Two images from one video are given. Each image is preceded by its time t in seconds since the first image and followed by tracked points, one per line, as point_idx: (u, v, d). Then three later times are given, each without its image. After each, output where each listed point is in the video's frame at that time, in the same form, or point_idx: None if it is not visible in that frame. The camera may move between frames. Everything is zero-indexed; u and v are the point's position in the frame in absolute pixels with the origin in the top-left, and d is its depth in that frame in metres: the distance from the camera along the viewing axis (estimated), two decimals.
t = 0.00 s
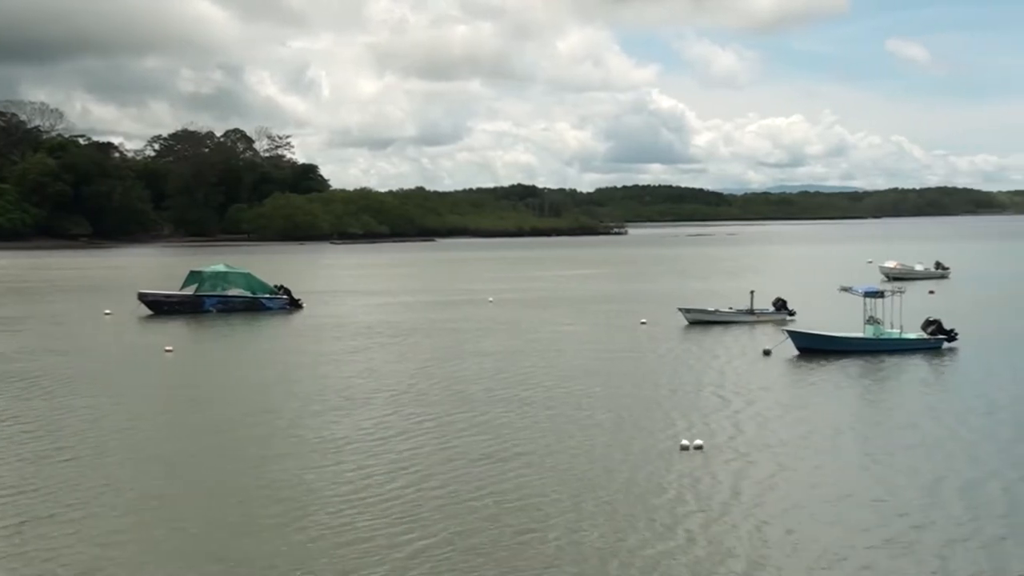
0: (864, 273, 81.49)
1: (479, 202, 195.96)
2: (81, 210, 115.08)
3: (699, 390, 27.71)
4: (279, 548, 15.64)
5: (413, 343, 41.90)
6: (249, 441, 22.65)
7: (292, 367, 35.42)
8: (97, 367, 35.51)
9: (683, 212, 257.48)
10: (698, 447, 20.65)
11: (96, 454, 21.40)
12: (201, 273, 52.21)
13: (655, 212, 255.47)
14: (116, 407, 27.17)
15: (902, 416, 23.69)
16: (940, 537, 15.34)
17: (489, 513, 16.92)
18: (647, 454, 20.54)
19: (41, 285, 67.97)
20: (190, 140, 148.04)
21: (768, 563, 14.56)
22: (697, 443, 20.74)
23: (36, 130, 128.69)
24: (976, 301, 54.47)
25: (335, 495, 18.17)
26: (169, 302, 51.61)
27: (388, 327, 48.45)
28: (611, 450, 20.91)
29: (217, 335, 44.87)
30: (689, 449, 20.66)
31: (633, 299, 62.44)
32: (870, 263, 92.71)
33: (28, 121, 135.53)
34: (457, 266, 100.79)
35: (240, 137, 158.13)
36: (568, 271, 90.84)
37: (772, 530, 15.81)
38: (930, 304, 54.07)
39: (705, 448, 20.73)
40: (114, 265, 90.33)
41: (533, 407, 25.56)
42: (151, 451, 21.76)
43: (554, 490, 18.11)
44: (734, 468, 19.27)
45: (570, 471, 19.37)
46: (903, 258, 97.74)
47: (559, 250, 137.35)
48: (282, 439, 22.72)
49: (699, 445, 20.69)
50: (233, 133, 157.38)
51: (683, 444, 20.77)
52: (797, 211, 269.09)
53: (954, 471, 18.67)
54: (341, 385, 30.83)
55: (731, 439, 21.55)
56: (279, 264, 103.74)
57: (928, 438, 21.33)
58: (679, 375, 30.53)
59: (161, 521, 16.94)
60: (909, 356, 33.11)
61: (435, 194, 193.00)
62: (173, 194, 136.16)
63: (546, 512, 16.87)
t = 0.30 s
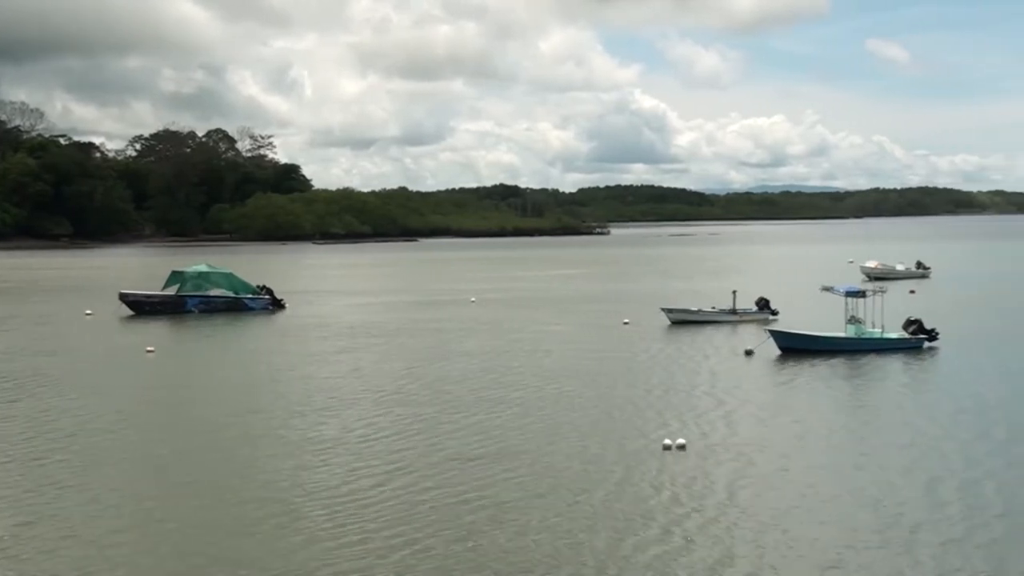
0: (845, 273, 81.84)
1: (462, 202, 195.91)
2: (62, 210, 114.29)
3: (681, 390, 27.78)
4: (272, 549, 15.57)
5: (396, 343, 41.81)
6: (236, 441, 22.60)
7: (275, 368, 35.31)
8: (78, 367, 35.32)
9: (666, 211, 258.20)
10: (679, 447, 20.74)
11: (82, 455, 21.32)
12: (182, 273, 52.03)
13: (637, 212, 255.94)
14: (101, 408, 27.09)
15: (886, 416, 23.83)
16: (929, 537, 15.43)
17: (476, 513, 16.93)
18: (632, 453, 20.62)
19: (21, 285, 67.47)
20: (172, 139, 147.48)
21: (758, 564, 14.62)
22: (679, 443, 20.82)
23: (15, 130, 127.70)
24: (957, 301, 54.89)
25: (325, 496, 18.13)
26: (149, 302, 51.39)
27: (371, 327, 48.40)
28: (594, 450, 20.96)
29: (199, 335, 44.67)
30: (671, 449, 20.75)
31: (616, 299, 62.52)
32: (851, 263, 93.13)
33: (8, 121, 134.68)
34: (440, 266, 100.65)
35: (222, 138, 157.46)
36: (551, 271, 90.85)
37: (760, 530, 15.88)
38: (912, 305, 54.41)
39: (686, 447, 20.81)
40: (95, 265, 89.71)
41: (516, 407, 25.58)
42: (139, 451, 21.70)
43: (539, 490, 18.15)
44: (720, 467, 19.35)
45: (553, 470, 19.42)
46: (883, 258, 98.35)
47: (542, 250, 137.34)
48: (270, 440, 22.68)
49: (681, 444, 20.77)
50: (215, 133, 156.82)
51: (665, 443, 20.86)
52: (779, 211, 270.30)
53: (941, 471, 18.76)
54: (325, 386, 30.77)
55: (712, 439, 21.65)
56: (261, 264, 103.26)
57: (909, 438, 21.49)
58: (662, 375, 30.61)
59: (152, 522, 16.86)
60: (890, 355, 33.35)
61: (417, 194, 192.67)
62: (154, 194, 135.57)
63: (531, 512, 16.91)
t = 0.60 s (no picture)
0: (825, 272, 82.23)
1: (442, 201, 195.82)
2: (41, 210, 113.39)
3: (662, 390, 27.93)
4: (255, 550, 15.57)
5: (377, 343, 41.73)
6: (221, 442, 22.57)
7: (256, 368, 35.21)
8: (58, 368, 35.11)
9: (646, 211, 258.76)
10: (660, 447, 20.90)
11: (67, 456, 21.23)
12: (162, 273, 51.77)
13: (617, 212, 256.33)
14: (83, 409, 27.04)
15: (868, 415, 24.00)
16: (914, 536, 15.53)
17: (460, 513, 17.00)
18: (615, 453, 20.75)
19: None
20: (151, 139, 146.71)
21: (742, 563, 14.71)
22: (659, 442, 20.99)
23: None
24: (935, 300, 55.33)
25: (309, 496, 18.15)
26: (129, 302, 51.08)
27: (353, 327, 48.27)
28: (577, 449, 21.08)
29: (179, 335, 44.45)
30: (652, 448, 20.90)
31: (597, 299, 62.57)
32: (830, 262, 93.57)
33: None
34: (421, 266, 100.42)
35: (202, 137, 156.68)
36: (532, 271, 90.90)
37: (746, 530, 15.95)
38: (891, 304, 54.77)
39: (668, 448, 20.97)
40: (73, 265, 88.98)
41: (499, 407, 25.65)
42: (122, 452, 21.68)
43: (522, 490, 18.25)
44: (703, 467, 19.47)
45: (537, 470, 19.52)
46: (862, 258, 99.00)
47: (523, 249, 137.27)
48: (254, 440, 22.69)
49: (662, 444, 20.91)
50: (195, 133, 156.01)
51: (645, 443, 21.01)
52: (759, 211, 271.36)
53: (924, 470, 18.89)
54: (307, 386, 30.75)
55: (693, 438, 21.81)
56: (242, 264, 102.73)
57: (887, 436, 21.70)
58: (643, 375, 30.75)
59: (138, 523, 16.85)
60: (870, 355, 33.59)
61: (397, 194, 192.25)
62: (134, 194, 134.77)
63: (515, 511, 17.02)
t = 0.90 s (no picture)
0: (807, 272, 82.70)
1: (424, 201, 195.69)
2: (21, 210, 112.72)
3: (644, 390, 28.10)
4: (246, 551, 15.60)
5: (361, 344, 41.72)
6: (208, 443, 22.60)
7: (239, 369, 35.16)
8: (40, 369, 34.98)
9: (628, 211, 259.43)
10: (643, 447, 21.07)
11: (54, 458, 21.25)
12: (144, 274, 51.61)
13: (600, 212, 256.84)
14: (69, 410, 27.00)
15: (854, 414, 24.22)
16: (906, 537, 15.66)
17: (447, 513, 17.10)
18: (604, 453, 20.86)
19: None
20: (132, 139, 146.04)
21: (736, 564, 14.81)
22: (642, 442, 21.15)
23: None
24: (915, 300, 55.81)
25: (297, 497, 18.19)
26: (110, 303, 50.88)
27: (337, 328, 48.21)
28: (561, 449, 21.22)
29: (161, 336, 44.31)
30: (634, 448, 21.06)
31: (580, 299, 62.74)
32: (811, 262, 94.10)
33: None
34: (404, 266, 100.35)
35: (183, 137, 156.10)
36: (515, 271, 91.12)
37: (732, 530, 16.11)
38: (872, 304, 55.18)
39: (656, 448, 21.12)
40: (54, 265, 88.47)
41: (483, 408, 25.75)
42: (109, 453, 21.68)
43: (508, 490, 18.36)
44: (693, 467, 19.61)
45: (522, 470, 19.66)
46: (843, 258, 99.65)
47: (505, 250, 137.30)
48: (240, 441, 22.70)
49: (644, 444, 21.09)
50: (176, 133, 155.36)
51: (628, 443, 21.17)
52: (740, 211, 272.63)
53: (912, 471, 19.07)
54: (292, 386, 30.80)
55: (676, 438, 21.99)
56: (224, 264, 102.44)
57: (867, 436, 21.93)
58: (625, 375, 30.92)
59: (130, 525, 16.88)
60: (852, 354, 33.88)
61: (380, 194, 192.00)
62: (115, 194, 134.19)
63: (501, 511, 17.14)
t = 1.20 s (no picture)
0: (789, 272, 83.11)
1: (407, 202, 195.53)
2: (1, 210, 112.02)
3: (627, 390, 28.20)
4: (240, 553, 15.57)
5: (345, 344, 41.68)
6: (197, 444, 22.60)
7: (222, 370, 35.09)
8: (21, 370, 34.82)
9: (612, 211, 260.06)
10: (625, 447, 21.18)
11: (43, 460, 21.22)
12: (126, 274, 51.42)
13: (583, 212, 257.37)
14: (52, 412, 26.84)
15: (839, 414, 24.36)
16: (896, 537, 15.73)
17: (432, 513, 17.14)
18: (591, 453, 20.94)
19: None
20: (114, 140, 145.34)
21: (728, 565, 14.84)
22: (624, 443, 21.26)
23: None
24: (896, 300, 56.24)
25: (288, 498, 18.22)
26: (91, 303, 50.65)
27: (320, 328, 48.14)
28: (544, 449, 21.31)
29: (144, 337, 44.15)
30: (616, 448, 21.16)
31: (564, 299, 62.84)
32: (793, 262, 94.59)
33: None
34: (387, 267, 100.19)
35: (165, 138, 155.44)
36: (498, 271, 91.20)
37: (714, 528, 16.23)
38: (853, 304, 55.56)
39: (643, 449, 21.19)
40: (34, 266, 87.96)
41: (467, 408, 25.81)
42: (97, 456, 21.54)
43: (493, 490, 18.44)
44: (680, 468, 19.69)
45: (506, 469, 19.75)
46: (825, 258, 100.27)
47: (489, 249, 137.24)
48: (228, 443, 22.63)
49: (626, 445, 21.20)
50: (158, 133, 154.73)
51: (610, 443, 21.28)
52: (723, 212, 273.73)
53: (899, 470, 19.18)
54: (277, 387, 30.77)
55: (657, 438, 22.13)
56: (206, 265, 101.96)
57: (848, 436, 22.07)
58: (607, 375, 31.03)
59: (123, 528, 16.80)
60: (835, 354, 34.11)
61: (362, 195, 191.65)
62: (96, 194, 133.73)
63: (486, 511, 17.22)
